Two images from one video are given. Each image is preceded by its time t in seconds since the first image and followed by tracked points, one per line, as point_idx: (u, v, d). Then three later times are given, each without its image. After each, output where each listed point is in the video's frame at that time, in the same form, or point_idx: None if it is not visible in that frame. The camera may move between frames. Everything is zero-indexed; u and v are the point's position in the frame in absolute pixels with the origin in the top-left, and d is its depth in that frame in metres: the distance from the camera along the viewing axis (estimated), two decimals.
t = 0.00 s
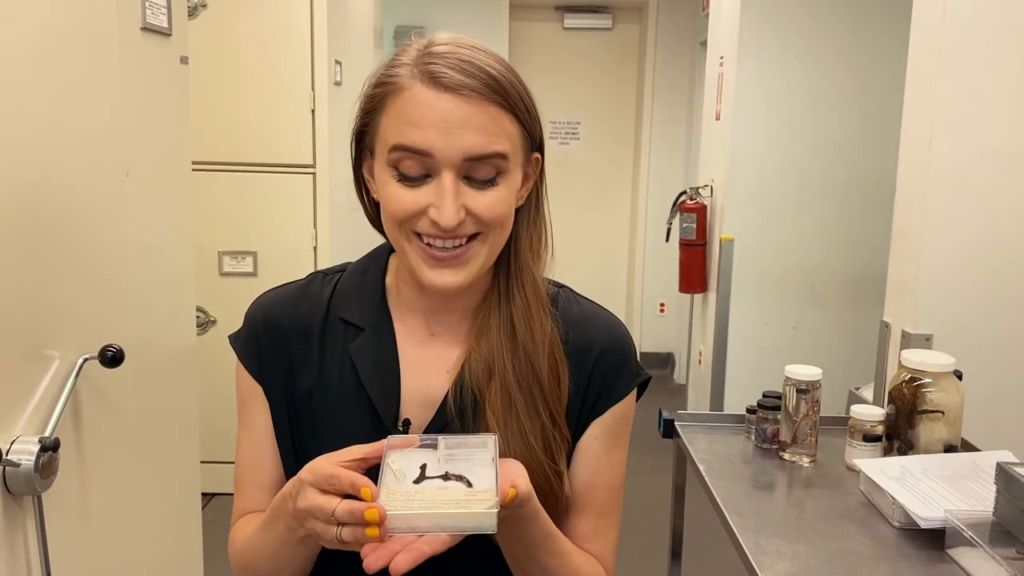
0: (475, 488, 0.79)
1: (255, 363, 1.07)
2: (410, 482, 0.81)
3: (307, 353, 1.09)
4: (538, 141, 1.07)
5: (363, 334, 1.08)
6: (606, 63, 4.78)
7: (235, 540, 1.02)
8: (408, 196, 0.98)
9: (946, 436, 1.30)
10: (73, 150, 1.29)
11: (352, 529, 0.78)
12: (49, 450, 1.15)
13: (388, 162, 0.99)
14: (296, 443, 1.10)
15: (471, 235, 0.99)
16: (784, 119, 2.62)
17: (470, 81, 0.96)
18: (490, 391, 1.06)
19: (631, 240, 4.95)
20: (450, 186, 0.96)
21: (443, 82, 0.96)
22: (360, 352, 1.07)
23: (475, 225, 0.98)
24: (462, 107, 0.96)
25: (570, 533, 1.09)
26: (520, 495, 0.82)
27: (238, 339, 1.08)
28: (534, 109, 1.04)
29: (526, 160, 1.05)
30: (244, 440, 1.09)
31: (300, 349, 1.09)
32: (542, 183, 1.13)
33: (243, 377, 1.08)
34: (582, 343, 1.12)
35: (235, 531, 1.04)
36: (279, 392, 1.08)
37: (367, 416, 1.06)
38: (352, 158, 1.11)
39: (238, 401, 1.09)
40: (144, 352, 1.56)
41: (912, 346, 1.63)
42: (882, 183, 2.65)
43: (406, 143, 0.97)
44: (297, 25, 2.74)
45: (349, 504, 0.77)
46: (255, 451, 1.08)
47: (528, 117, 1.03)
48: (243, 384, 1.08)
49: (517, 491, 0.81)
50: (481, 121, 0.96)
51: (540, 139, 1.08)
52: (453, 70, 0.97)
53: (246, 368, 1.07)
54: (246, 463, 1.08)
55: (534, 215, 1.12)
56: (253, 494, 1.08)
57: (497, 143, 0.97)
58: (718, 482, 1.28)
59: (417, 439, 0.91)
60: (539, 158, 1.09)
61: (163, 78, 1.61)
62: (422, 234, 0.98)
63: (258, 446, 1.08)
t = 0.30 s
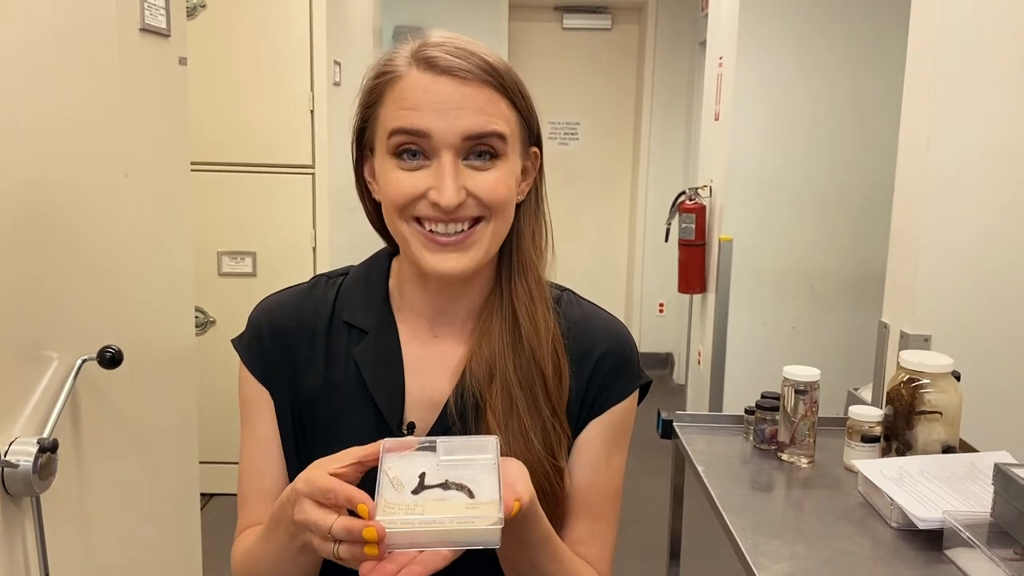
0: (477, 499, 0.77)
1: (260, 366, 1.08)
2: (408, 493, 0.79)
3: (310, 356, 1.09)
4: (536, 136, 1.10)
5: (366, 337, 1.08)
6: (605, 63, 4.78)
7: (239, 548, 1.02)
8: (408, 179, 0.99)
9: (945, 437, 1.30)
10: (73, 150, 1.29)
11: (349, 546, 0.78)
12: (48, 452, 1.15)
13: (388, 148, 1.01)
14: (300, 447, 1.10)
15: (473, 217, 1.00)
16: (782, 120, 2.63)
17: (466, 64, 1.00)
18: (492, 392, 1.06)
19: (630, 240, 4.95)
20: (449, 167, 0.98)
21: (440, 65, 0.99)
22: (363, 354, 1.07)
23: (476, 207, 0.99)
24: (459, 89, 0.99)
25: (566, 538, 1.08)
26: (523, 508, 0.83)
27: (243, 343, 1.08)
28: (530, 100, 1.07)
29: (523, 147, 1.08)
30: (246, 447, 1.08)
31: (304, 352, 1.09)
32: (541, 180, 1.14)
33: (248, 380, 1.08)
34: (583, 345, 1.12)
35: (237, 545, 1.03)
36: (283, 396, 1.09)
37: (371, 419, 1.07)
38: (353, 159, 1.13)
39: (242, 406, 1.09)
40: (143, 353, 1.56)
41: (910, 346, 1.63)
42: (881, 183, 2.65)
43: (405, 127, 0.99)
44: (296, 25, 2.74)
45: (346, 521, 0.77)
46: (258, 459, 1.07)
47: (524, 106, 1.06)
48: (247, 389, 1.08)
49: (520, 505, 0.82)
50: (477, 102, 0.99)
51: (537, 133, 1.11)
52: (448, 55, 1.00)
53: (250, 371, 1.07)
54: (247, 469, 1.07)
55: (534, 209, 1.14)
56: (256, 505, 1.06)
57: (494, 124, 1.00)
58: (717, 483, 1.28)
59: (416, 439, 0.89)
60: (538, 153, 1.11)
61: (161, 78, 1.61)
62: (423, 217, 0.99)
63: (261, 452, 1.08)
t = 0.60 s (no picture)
0: (485, 479, 0.77)
1: (264, 365, 1.08)
2: (418, 473, 0.79)
3: (313, 353, 1.09)
4: (535, 133, 1.10)
5: (369, 333, 1.09)
6: (605, 63, 4.78)
7: (251, 544, 1.02)
8: (410, 174, 0.99)
9: (945, 436, 1.30)
10: (73, 150, 1.29)
11: (361, 525, 0.78)
12: (48, 450, 1.15)
13: (391, 144, 1.01)
14: (304, 443, 1.10)
15: (474, 211, 1.00)
16: (782, 119, 2.63)
17: (466, 60, 1.00)
18: (494, 385, 1.06)
19: (629, 240, 4.95)
20: (451, 161, 0.98)
21: (440, 61, 0.99)
22: (366, 350, 1.07)
23: (478, 201, 0.99)
24: (460, 84, 0.99)
25: (565, 528, 1.08)
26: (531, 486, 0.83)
27: (247, 343, 1.08)
28: (529, 97, 1.07)
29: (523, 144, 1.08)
30: (254, 445, 1.08)
31: (308, 350, 1.10)
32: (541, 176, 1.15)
33: (252, 379, 1.08)
34: (583, 339, 1.12)
35: (249, 543, 1.02)
36: (288, 393, 1.09)
37: (374, 413, 1.06)
38: (356, 159, 1.13)
39: (246, 404, 1.09)
40: (143, 352, 1.56)
41: (910, 345, 1.64)
42: (881, 183, 2.65)
43: (407, 122, 0.99)
44: (296, 25, 2.74)
45: (358, 501, 0.77)
46: (265, 457, 1.07)
47: (523, 103, 1.06)
48: (252, 388, 1.08)
49: (529, 483, 0.82)
50: (478, 97, 0.99)
51: (536, 130, 1.11)
52: (450, 51, 1.00)
53: (255, 370, 1.08)
54: (255, 468, 1.07)
55: (534, 205, 1.14)
56: (264, 502, 1.06)
57: (495, 119, 1.00)
58: (717, 481, 1.28)
59: (424, 422, 0.89)
60: (537, 150, 1.11)
61: (162, 78, 1.61)
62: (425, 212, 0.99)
63: (269, 451, 1.07)
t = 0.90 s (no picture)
0: (487, 462, 0.78)
1: (261, 367, 1.08)
2: (421, 457, 0.79)
3: (310, 354, 1.10)
4: (525, 130, 1.11)
5: (365, 333, 1.09)
6: (604, 63, 4.78)
7: (256, 542, 1.03)
8: (402, 166, 1.00)
9: (944, 435, 1.30)
10: (73, 150, 1.29)
11: (367, 509, 0.77)
12: (48, 449, 1.15)
13: (383, 137, 1.01)
14: (304, 444, 1.10)
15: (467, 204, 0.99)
16: (781, 118, 2.63)
17: (457, 54, 1.01)
18: (490, 382, 1.06)
19: (629, 240, 4.95)
20: (443, 152, 0.98)
21: (431, 55, 1.00)
22: (362, 349, 1.08)
23: (470, 193, 0.99)
24: (451, 77, 1.00)
25: (565, 519, 1.09)
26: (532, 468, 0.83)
27: (244, 347, 1.09)
28: (519, 94, 1.08)
29: (513, 140, 1.08)
30: (253, 446, 1.08)
31: (305, 351, 1.10)
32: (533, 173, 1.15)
33: (250, 382, 1.09)
34: (578, 335, 1.12)
35: (254, 540, 1.03)
36: (286, 394, 1.09)
37: (371, 412, 1.06)
38: (349, 159, 1.14)
39: (246, 406, 1.09)
40: (143, 352, 1.56)
41: (910, 345, 1.64)
42: (881, 183, 2.65)
43: (399, 115, 1.00)
44: (296, 25, 2.74)
45: (364, 484, 0.77)
46: (265, 458, 1.08)
47: (513, 99, 1.07)
48: (251, 391, 1.09)
49: (529, 465, 0.83)
50: (468, 89, 1.00)
51: (527, 128, 1.12)
52: (440, 46, 1.01)
53: (253, 373, 1.08)
54: (256, 468, 1.08)
55: (526, 200, 1.14)
56: (266, 500, 1.07)
57: (486, 111, 1.01)
58: (717, 480, 1.28)
59: (425, 408, 0.89)
60: (528, 147, 1.12)
61: (162, 78, 1.61)
62: (418, 203, 0.99)
63: (269, 451, 1.08)
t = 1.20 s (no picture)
0: (485, 470, 0.78)
1: (264, 363, 1.08)
2: (421, 463, 0.80)
3: (312, 351, 1.10)
4: (526, 127, 1.12)
5: (367, 330, 1.09)
6: (604, 63, 4.78)
7: (256, 537, 1.03)
8: (401, 160, 1.00)
9: (944, 434, 1.30)
10: (74, 149, 1.29)
11: (366, 513, 0.78)
12: (51, 449, 1.15)
13: (382, 132, 1.02)
14: (305, 441, 1.10)
15: (465, 198, 1.00)
16: (782, 118, 2.63)
17: (455, 50, 1.01)
18: (490, 381, 1.07)
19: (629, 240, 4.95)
20: (441, 147, 0.99)
21: (430, 50, 1.01)
22: (365, 347, 1.08)
23: (467, 187, 0.99)
24: (449, 72, 1.00)
25: (565, 520, 1.09)
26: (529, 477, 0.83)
27: (247, 342, 1.09)
28: (519, 91, 1.09)
29: (514, 136, 1.09)
30: (255, 442, 1.09)
31: (307, 348, 1.10)
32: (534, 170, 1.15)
33: (253, 378, 1.09)
34: (580, 335, 1.13)
35: (254, 535, 1.04)
36: (288, 391, 1.09)
37: (372, 410, 1.07)
38: (351, 157, 1.14)
39: (248, 402, 1.10)
40: (145, 351, 1.56)
41: (910, 345, 1.64)
42: (882, 183, 2.66)
43: (398, 110, 1.00)
44: (296, 24, 2.74)
45: (364, 490, 0.77)
46: (266, 455, 1.08)
47: (512, 94, 1.07)
48: (253, 386, 1.09)
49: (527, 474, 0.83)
50: (466, 84, 1.01)
51: (527, 125, 1.12)
52: (438, 42, 1.02)
53: (255, 368, 1.08)
54: (258, 464, 1.08)
55: (528, 198, 1.14)
56: (268, 495, 1.08)
57: (484, 105, 1.01)
58: (716, 479, 1.28)
59: (427, 413, 0.90)
60: (529, 144, 1.12)
61: (163, 78, 1.61)
62: (416, 197, 0.99)
63: (270, 447, 1.08)
